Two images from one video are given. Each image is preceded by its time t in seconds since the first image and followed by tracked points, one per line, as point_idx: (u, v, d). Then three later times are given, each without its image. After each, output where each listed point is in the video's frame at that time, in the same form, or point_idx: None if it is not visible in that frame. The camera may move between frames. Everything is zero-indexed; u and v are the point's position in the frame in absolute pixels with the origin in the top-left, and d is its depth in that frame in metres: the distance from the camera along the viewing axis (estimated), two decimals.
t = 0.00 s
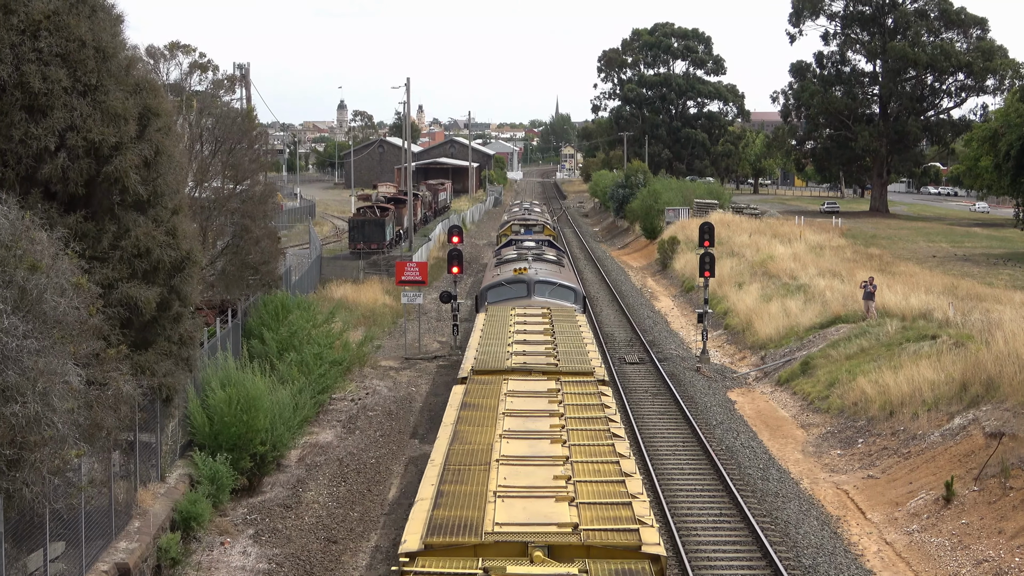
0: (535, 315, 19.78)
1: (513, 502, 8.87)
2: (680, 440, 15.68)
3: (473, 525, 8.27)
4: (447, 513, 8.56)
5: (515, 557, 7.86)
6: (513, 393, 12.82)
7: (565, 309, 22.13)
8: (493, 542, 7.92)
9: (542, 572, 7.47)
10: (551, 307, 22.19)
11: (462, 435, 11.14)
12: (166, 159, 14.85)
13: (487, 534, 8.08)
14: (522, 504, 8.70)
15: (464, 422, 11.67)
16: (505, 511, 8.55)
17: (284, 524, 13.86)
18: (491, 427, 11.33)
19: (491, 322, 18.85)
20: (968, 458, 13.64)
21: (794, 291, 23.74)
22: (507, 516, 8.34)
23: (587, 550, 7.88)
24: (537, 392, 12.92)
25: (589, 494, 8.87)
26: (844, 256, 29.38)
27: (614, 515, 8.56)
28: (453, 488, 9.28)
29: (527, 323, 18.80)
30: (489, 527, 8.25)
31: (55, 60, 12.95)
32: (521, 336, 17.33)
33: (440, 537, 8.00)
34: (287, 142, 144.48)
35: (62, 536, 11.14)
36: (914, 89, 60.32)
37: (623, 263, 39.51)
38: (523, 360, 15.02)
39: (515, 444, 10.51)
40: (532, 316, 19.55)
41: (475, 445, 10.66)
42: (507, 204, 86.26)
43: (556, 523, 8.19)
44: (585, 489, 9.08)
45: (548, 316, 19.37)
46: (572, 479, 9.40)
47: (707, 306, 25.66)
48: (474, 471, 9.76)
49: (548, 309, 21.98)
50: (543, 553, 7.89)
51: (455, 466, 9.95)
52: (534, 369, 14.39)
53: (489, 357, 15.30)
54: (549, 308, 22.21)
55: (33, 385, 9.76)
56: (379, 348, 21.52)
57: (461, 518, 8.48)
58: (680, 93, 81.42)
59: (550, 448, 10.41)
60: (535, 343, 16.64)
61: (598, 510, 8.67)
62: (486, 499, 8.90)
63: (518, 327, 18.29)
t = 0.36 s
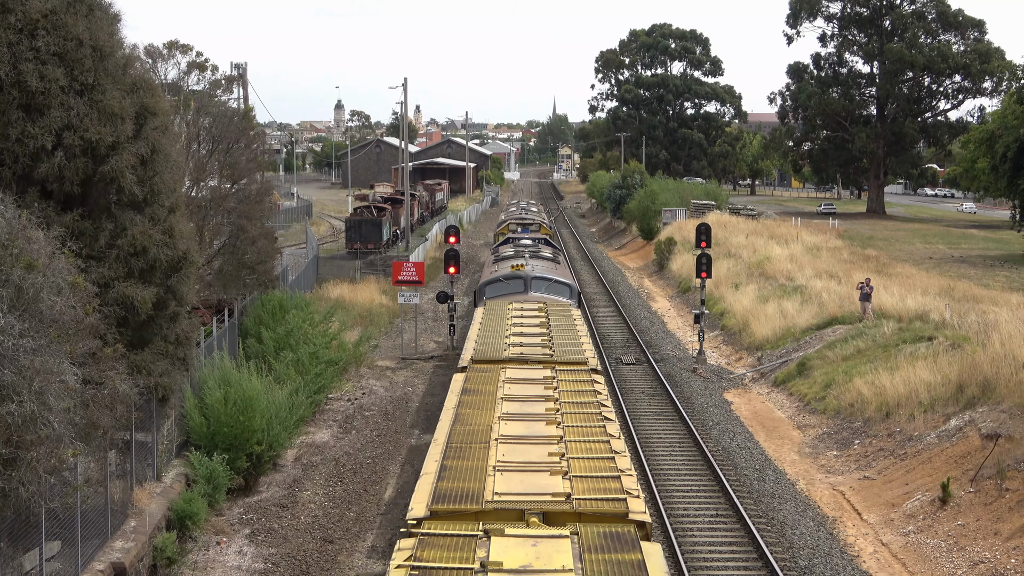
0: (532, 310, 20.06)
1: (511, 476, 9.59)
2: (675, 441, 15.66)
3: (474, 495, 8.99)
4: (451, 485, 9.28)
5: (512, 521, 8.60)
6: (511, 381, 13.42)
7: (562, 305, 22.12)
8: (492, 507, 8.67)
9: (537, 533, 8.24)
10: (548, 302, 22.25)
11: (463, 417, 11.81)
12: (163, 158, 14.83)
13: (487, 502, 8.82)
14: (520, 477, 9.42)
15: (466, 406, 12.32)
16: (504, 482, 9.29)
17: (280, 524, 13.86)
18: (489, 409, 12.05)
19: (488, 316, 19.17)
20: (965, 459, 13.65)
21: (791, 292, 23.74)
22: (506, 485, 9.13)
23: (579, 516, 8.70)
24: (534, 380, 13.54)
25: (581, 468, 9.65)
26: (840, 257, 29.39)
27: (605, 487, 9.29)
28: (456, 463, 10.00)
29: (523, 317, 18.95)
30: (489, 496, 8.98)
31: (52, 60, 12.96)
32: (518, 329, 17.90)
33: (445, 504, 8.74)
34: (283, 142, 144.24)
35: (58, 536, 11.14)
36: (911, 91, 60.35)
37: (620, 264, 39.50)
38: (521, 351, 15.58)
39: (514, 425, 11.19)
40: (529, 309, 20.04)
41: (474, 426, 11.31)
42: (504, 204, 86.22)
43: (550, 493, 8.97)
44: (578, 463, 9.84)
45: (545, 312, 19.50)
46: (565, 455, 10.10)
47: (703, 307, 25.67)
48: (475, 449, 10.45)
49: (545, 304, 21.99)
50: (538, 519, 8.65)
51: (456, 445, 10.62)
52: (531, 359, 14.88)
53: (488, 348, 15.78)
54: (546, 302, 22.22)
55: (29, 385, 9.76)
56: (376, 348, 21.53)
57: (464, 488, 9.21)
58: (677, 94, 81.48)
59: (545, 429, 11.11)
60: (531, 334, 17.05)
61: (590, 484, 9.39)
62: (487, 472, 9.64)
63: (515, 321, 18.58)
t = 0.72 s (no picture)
0: (527, 308, 20.28)
1: (508, 456, 10.14)
2: (672, 443, 15.67)
3: (474, 471, 9.58)
4: (452, 463, 9.83)
5: (509, 494, 9.22)
6: (505, 371, 13.90)
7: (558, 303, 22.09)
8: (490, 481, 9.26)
9: (532, 505, 8.84)
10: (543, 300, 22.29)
11: (463, 404, 12.37)
12: (159, 162, 14.83)
13: (487, 478, 9.40)
14: (516, 456, 9.98)
15: (466, 394, 12.87)
16: (502, 460, 9.86)
17: (275, 527, 13.85)
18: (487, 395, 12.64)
19: (485, 312, 19.60)
20: (960, 462, 13.65)
21: (787, 295, 23.75)
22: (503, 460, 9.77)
23: (570, 490, 9.24)
24: (529, 369, 13.95)
25: (573, 448, 10.19)
26: (836, 260, 29.39)
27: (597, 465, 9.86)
28: (456, 445, 10.59)
29: (518, 315, 19.07)
30: (486, 473, 9.55)
31: (48, 63, 12.97)
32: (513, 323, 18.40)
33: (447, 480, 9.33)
34: (279, 145, 144.22)
35: (53, 539, 11.14)
36: (907, 94, 60.41)
37: (616, 267, 39.53)
38: (517, 341, 16.09)
39: (509, 411, 11.76)
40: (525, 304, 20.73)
41: (473, 413, 11.85)
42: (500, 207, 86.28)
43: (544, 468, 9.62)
44: (571, 444, 10.41)
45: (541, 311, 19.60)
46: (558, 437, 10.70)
47: (699, 310, 25.66)
48: (474, 431, 11.01)
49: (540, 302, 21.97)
50: (533, 493, 9.22)
51: (458, 429, 11.18)
52: (526, 351, 15.33)
53: (485, 340, 16.23)
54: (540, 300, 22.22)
55: (25, 388, 9.75)
56: (372, 350, 21.53)
57: (464, 465, 9.81)
58: (672, 97, 81.54)
59: (540, 414, 11.68)
60: (527, 330, 17.44)
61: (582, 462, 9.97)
62: (485, 451, 10.19)
63: (511, 317, 18.95)
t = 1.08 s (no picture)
0: (523, 312, 20.53)
1: (505, 440, 11.16)
2: (668, 447, 15.68)
3: (474, 455, 10.59)
4: (454, 447, 10.87)
5: (507, 473, 10.26)
6: (503, 366, 14.88)
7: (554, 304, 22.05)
8: (490, 462, 10.26)
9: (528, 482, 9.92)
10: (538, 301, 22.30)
11: (463, 395, 13.40)
12: (155, 166, 14.83)
13: (486, 460, 10.40)
14: (513, 440, 11.01)
15: (465, 387, 13.86)
16: (498, 445, 10.88)
17: (272, 532, 13.84)
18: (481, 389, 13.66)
19: (481, 311, 20.55)
20: (956, 465, 13.66)
21: (783, 299, 23.77)
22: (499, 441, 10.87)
23: (562, 470, 10.30)
24: (524, 364, 14.94)
25: (566, 433, 11.23)
26: (832, 263, 29.42)
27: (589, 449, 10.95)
28: (457, 431, 11.59)
29: (513, 321, 19.34)
30: (486, 456, 10.53)
31: (44, 67, 12.99)
32: (508, 325, 19.11)
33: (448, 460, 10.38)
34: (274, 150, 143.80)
35: (50, 544, 11.14)
36: (902, 97, 60.49)
37: (612, 271, 39.51)
38: (512, 339, 17.05)
39: (506, 400, 12.85)
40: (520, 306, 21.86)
41: (471, 402, 12.89)
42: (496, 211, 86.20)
43: (539, 449, 10.65)
44: (563, 430, 11.37)
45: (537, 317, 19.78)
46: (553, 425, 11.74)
47: (695, 313, 25.66)
48: (473, 419, 12.02)
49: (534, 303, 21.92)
50: (528, 472, 10.26)
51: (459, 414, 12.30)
52: (522, 347, 16.31)
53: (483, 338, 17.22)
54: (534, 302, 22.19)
55: (21, 393, 9.75)
56: (368, 354, 21.52)
57: (463, 448, 10.85)
58: (667, 100, 81.54)
59: (534, 404, 12.74)
60: (523, 331, 18.20)
61: (573, 446, 11.00)
62: (483, 437, 11.20)
63: (507, 318, 19.73)
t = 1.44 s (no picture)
0: (519, 312, 20.64)
1: (501, 426, 11.73)
2: (663, 451, 15.69)
3: (471, 440, 11.10)
4: (452, 432, 11.35)
5: (504, 455, 10.81)
6: (498, 357, 15.67)
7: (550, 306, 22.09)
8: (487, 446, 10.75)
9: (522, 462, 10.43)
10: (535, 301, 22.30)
11: (461, 384, 14.02)
12: (150, 170, 14.80)
13: (483, 445, 10.94)
14: (507, 426, 11.58)
15: (463, 377, 14.48)
16: (495, 430, 11.44)
17: (268, 536, 13.83)
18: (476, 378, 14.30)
19: (477, 310, 21.11)
20: (951, 470, 13.67)
21: (778, 303, 23.80)
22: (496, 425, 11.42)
23: (555, 452, 10.89)
24: (520, 358, 15.58)
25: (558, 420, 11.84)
26: (828, 268, 29.46)
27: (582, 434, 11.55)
28: (456, 417, 12.16)
29: (510, 321, 19.49)
30: (483, 440, 11.06)
31: (39, 71, 12.98)
32: (502, 324, 19.38)
33: (448, 444, 10.88)
34: (269, 154, 143.70)
35: (44, 549, 11.13)
36: (898, 102, 60.58)
37: (608, 275, 39.54)
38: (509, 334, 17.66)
39: (503, 391, 13.47)
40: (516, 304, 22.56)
41: (469, 392, 13.43)
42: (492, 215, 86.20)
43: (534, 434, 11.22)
44: (556, 417, 12.00)
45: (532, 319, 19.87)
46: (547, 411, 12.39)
47: (691, 317, 25.65)
48: (471, 407, 12.58)
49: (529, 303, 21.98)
50: (523, 455, 10.83)
51: (455, 405, 12.81)
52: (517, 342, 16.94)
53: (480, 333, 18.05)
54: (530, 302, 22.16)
55: (16, 398, 9.76)
56: (364, 359, 21.51)
57: (461, 434, 11.35)
58: (662, 104, 81.57)
59: (529, 394, 13.31)
60: (518, 328, 18.71)
61: (566, 432, 11.58)
62: (480, 424, 11.75)
63: (503, 317, 20.18)
